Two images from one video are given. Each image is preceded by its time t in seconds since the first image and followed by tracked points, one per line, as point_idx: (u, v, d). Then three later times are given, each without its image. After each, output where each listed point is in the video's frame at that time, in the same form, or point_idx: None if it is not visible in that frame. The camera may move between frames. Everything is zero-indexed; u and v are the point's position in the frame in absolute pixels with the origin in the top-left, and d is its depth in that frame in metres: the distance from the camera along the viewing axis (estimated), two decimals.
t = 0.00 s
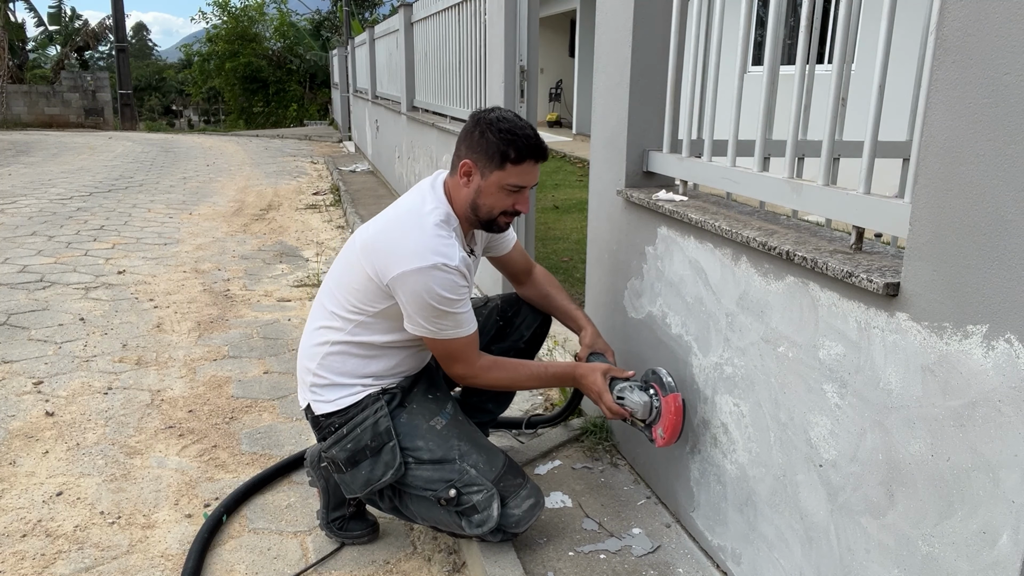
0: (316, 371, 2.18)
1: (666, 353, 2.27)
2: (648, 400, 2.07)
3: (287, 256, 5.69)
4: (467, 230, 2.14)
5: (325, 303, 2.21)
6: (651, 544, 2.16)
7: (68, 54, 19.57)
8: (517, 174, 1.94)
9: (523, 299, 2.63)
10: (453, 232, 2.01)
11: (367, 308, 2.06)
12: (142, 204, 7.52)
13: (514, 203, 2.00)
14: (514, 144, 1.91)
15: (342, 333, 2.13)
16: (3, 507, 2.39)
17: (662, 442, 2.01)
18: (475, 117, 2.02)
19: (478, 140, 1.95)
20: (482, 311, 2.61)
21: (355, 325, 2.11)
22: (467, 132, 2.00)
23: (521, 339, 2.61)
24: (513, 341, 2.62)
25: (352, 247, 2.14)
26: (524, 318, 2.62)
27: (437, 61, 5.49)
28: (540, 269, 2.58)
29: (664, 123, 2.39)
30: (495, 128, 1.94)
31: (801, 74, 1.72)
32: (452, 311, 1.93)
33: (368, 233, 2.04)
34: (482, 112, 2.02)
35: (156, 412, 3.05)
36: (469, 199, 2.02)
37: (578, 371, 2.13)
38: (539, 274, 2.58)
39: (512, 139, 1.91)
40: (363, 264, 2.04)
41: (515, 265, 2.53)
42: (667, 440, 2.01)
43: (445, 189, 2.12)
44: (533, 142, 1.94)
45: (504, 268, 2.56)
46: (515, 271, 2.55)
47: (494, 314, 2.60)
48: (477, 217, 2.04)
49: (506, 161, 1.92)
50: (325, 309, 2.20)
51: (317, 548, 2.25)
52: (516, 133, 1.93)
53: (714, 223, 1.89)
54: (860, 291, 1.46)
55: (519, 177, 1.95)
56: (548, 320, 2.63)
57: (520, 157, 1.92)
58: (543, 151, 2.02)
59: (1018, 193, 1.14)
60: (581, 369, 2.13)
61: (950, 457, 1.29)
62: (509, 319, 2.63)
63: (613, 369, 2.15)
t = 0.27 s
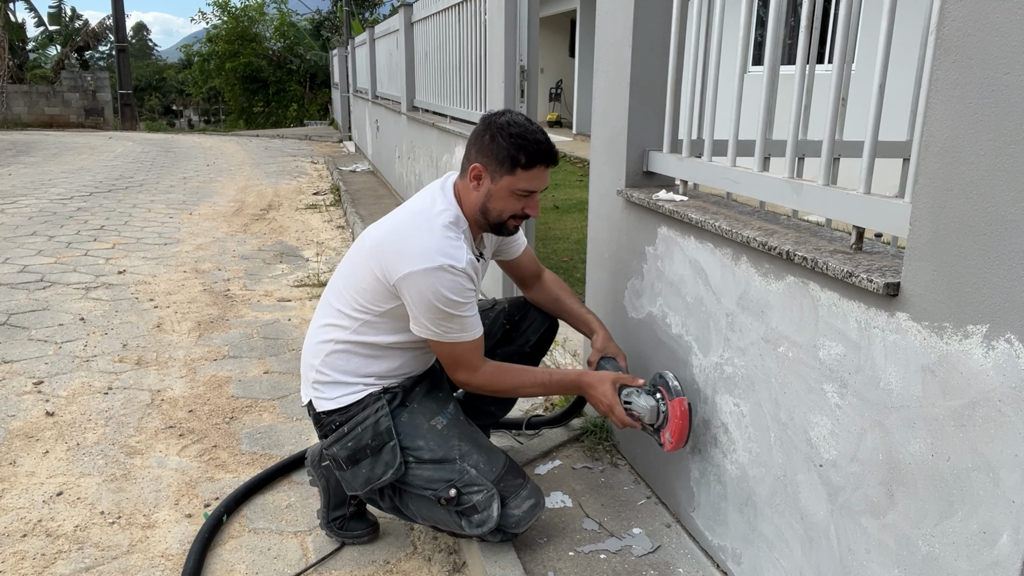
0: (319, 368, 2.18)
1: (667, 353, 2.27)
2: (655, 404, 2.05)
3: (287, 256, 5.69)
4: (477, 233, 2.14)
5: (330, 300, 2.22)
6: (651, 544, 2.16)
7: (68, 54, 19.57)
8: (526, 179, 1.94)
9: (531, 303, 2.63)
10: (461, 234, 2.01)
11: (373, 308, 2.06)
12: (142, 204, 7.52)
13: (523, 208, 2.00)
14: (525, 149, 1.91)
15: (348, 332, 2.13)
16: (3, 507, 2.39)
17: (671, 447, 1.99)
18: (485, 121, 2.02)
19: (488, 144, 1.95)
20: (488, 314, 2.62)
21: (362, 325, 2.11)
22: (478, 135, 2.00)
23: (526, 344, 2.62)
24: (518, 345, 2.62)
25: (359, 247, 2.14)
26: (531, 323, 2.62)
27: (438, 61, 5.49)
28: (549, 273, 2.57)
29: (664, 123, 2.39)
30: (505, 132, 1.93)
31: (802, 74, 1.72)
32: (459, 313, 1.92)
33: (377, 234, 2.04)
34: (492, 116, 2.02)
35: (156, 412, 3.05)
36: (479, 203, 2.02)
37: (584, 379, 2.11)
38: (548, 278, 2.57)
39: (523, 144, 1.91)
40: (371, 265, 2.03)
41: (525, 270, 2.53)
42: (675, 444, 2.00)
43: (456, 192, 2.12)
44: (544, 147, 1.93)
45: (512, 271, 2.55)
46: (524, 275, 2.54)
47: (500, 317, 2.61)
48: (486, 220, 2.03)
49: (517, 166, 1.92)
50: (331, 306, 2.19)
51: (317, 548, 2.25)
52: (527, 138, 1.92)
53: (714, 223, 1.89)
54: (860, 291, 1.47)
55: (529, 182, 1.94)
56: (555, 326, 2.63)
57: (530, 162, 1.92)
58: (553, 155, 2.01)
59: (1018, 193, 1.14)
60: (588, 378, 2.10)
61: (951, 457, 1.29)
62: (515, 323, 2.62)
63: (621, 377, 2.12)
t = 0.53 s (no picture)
0: (323, 365, 2.18)
1: (667, 353, 2.27)
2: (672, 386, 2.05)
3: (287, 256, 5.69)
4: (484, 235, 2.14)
5: (335, 298, 2.22)
6: (651, 544, 2.16)
7: (68, 54, 19.57)
8: (533, 184, 1.94)
9: (539, 305, 2.63)
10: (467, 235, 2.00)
11: (378, 307, 2.06)
12: (142, 204, 7.52)
13: (530, 211, 2.00)
14: (531, 154, 1.90)
15: (352, 330, 2.13)
16: (3, 507, 2.39)
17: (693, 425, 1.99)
18: (492, 124, 2.01)
19: (495, 148, 1.94)
20: (496, 316, 2.64)
21: (366, 324, 2.10)
22: (485, 139, 1.99)
23: (532, 347, 2.63)
24: (524, 348, 2.63)
25: (365, 245, 2.14)
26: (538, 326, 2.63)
27: (437, 61, 5.49)
28: (559, 275, 2.56)
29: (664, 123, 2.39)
30: (512, 137, 1.92)
31: (801, 74, 1.72)
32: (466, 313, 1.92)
33: (383, 233, 2.04)
34: (500, 118, 2.01)
35: (156, 412, 3.05)
36: (486, 206, 2.02)
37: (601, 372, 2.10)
38: (557, 280, 2.55)
39: (529, 149, 1.90)
40: (379, 267, 2.02)
41: (533, 273, 2.52)
42: (692, 427, 2.00)
43: (463, 193, 2.12)
44: (551, 152, 1.92)
45: (521, 274, 2.55)
46: (533, 278, 2.54)
47: (507, 319, 2.63)
48: (493, 223, 2.04)
49: (524, 171, 1.91)
50: (336, 304, 2.19)
51: (317, 548, 2.25)
52: (534, 142, 1.92)
53: (714, 223, 1.89)
54: (860, 291, 1.47)
55: (535, 187, 1.94)
56: (563, 330, 2.64)
57: (537, 167, 1.91)
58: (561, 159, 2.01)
59: (1017, 193, 1.14)
60: (604, 370, 2.10)
61: (950, 457, 1.29)
62: (522, 326, 2.64)
63: (637, 364, 2.14)
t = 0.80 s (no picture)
0: (325, 364, 2.18)
1: (667, 353, 2.27)
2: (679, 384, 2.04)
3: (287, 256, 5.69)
4: (489, 237, 2.15)
5: (338, 297, 2.22)
6: (651, 544, 2.16)
7: (68, 54, 19.56)
8: (539, 189, 1.94)
9: (539, 305, 2.63)
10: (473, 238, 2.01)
11: (382, 308, 2.06)
12: (142, 204, 7.52)
13: (535, 215, 2.01)
14: (537, 159, 1.90)
15: (355, 330, 2.13)
16: (3, 507, 2.39)
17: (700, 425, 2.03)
18: (500, 128, 2.01)
19: (501, 152, 1.94)
20: (497, 314, 2.64)
21: (369, 324, 2.10)
22: (491, 143, 1.99)
23: (533, 346, 2.64)
24: (524, 347, 2.64)
25: (370, 245, 2.14)
26: (539, 326, 2.64)
27: (437, 61, 5.49)
28: (560, 275, 2.56)
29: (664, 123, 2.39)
30: (519, 141, 1.92)
31: (801, 74, 1.72)
32: (472, 316, 1.91)
33: (389, 234, 2.04)
34: (507, 122, 2.00)
35: (156, 412, 3.05)
36: (491, 210, 2.02)
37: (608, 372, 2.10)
38: (558, 281, 2.56)
39: (535, 154, 1.90)
40: (386, 270, 2.02)
41: (534, 273, 2.52)
42: (699, 424, 2.03)
43: (469, 196, 2.12)
44: (558, 157, 1.92)
45: (522, 275, 2.55)
46: (534, 278, 2.54)
47: (508, 318, 2.63)
48: (498, 226, 2.05)
49: (529, 176, 1.91)
50: (339, 303, 2.19)
51: (317, 548, 2.25)
52: (540, 148, 1.91)
53: (714, 223, 1.89)
54: (860, 291, 1.46)
55: (541, 192, 1.95)
56: (563, 329, 2.65)
57: (543, 172, 1.91)
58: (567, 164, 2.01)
59: (1017, 193, 1.14)
60: (610, 370, 2.10)
61: (950, 457, 1.29)
62: (523, 325, 2.65)
63: (643, 363, 2.14)
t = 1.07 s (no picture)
0: (326, 364, 2.18)
1: (667, 353, 2.27)
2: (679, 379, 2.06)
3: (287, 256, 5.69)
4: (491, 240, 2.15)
5: (339, 297, 2.21)
6: (651, 544, 2.16)
7: (68, 54, 19.55)
8: (542, 195, 1.94)
9: (539, 304, 2.63)
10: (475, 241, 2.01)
11: (384, 309, 2.06)
12: (142, 204, 7.52)
13: (538, 221, 2.01)
14: (540, 165, 1.90)
15: (355, 330, 2.13)
16: (3, 507, 2.39)
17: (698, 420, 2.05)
18: (504, 132, 2.01)
19: (504, 157, 1.94)
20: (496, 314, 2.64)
21: (370, 324, 2.10)
22: (495, 147, 1.99)
23: (533, 346, 2.64)
24: (524, 347, 2.64)
25: (372, 246, 2.14)
26: (539, 325, 2.64)
27: (437, 61, 5.49)
28: (559, 274, 2.56)
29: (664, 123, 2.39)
30: (522, 146, 1.92)
31: (801, 74, 1.72)
32: (474, 319, 1.91)
33: (392, 236, 2.04)
34: (510, 127, 2.00)
35: (156, 412, 3.05)
36: (494, 214, 2.02)
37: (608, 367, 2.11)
38: (557, 280, 2.56)
39: (539, 159, 1.90)
40: (390, 274, 2.01)
41: (533, 274, 2.52)
42: (698, 419, 2.05)
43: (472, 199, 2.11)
44: (561, 162, 1.92)
45: (522, 276, 2.55)
46: (533, 279, 2.54)
47: (507, 318, 2.63)
48: (500, 231, 2.05)
49: (532, 182, 1.91)
50: (340, 304, 2.19)
51: (317, 548, 2.25)
52: (543, 153, 1.91)
53: (714, 223, 1.89)
54: (860, 291, 1.46)
55: (544, 197, 1.95)
56: (562, 328, 2.64)
57: (546, 177, 1.91)
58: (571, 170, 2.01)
59: (1017, 193, 1.14)
60: (610, 364, 2.10)
61: (951, 457, 1.29)
62: (523, 325, 2.65)
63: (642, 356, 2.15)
